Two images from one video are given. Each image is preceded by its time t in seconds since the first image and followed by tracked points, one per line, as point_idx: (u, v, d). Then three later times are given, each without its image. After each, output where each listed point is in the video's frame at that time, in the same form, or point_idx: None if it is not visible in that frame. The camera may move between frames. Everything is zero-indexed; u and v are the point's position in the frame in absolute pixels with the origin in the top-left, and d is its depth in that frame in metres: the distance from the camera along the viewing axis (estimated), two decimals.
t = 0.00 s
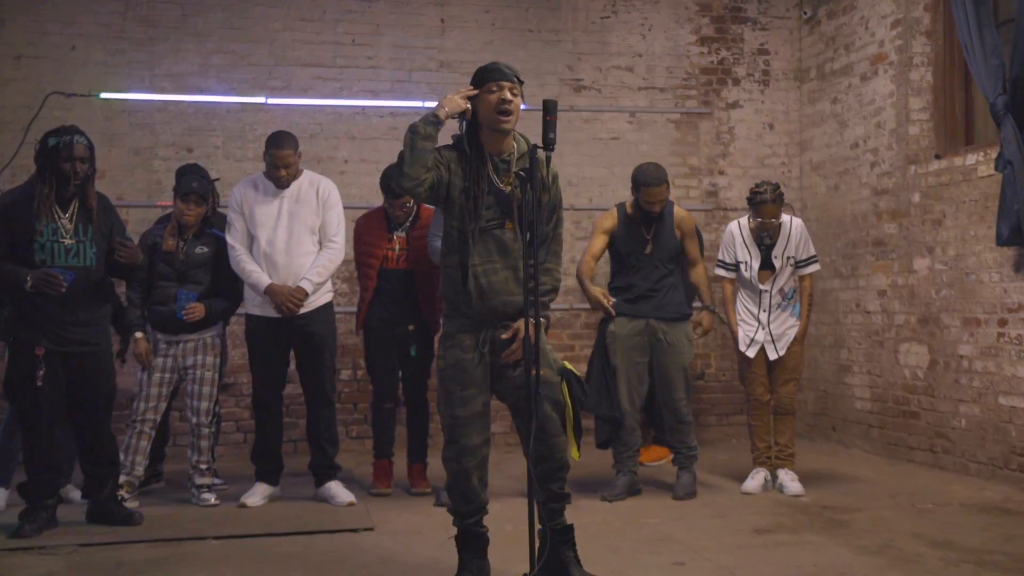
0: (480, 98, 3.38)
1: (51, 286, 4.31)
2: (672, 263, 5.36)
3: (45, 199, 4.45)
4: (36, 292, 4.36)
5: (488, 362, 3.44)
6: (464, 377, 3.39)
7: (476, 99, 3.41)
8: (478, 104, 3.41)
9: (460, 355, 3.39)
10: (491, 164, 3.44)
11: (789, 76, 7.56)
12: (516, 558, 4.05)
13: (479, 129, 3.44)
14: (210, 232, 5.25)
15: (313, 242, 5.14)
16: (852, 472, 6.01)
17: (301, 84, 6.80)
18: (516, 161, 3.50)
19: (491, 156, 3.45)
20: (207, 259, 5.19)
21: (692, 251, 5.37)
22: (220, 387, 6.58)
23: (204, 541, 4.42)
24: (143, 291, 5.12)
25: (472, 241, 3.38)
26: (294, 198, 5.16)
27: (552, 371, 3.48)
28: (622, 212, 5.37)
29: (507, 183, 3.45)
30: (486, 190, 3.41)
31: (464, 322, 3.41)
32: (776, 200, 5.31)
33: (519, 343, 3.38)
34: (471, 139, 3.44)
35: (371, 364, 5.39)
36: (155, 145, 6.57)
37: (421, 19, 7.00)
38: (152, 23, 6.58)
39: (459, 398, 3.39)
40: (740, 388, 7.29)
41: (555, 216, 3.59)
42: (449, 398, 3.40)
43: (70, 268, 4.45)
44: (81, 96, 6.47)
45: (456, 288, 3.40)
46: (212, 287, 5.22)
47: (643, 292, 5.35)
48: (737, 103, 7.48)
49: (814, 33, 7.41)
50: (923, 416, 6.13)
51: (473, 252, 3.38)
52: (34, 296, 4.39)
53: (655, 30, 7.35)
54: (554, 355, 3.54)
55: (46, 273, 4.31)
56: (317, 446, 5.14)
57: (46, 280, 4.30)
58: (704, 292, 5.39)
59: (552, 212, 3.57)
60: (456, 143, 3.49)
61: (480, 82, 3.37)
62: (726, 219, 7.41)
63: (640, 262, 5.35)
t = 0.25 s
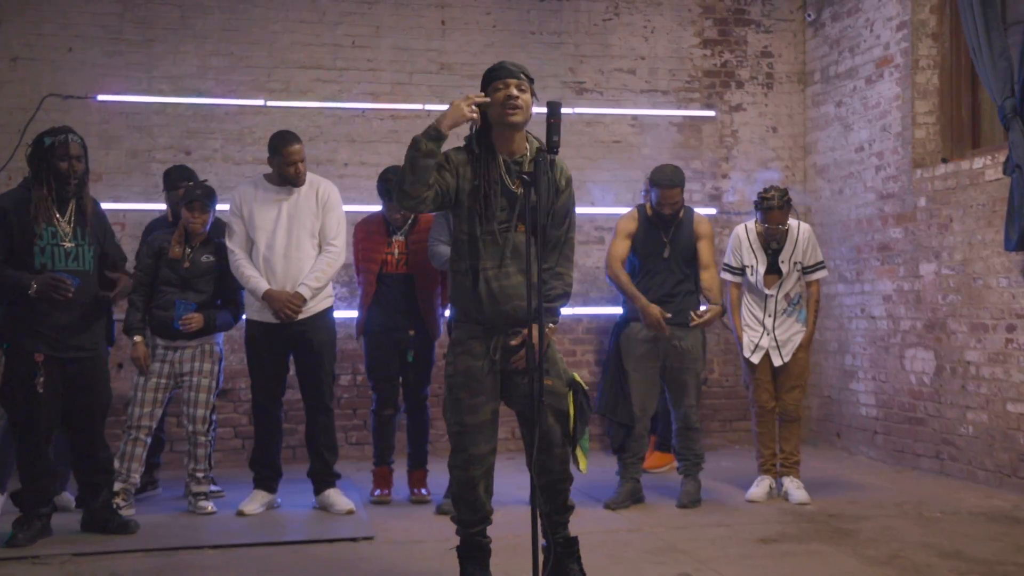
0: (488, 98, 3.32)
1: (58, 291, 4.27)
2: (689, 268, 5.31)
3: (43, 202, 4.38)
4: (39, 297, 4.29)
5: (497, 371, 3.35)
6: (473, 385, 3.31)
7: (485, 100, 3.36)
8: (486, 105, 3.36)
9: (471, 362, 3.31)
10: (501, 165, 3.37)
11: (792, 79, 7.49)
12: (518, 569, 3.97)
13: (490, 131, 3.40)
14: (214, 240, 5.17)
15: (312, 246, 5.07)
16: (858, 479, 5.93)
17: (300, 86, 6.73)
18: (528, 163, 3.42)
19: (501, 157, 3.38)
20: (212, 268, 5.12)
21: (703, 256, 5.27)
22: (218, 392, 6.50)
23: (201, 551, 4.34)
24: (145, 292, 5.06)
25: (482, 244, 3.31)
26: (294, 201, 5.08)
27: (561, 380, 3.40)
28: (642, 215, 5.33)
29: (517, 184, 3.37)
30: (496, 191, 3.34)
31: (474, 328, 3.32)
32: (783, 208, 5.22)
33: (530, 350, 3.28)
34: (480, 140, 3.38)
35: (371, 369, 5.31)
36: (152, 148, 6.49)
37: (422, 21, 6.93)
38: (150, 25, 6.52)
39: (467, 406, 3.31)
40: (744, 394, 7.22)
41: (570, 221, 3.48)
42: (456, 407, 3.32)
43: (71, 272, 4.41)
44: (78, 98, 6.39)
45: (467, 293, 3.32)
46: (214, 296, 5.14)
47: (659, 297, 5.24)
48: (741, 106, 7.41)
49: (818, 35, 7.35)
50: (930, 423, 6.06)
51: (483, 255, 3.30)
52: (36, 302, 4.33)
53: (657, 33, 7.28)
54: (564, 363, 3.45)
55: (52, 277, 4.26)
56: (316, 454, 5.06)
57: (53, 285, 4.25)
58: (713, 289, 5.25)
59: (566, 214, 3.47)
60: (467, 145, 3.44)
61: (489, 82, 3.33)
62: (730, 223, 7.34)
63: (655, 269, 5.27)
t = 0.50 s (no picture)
0: (505, 96, 3.22)
1: (61, 293, 4.15)
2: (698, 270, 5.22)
3: (40, 204, 4.30)
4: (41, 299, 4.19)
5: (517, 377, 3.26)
6: (488, 390, 3.22)
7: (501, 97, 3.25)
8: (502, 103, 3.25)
9: (490, 366, 3.22)
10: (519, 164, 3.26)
11: (795, 78, 7.42)
12: None
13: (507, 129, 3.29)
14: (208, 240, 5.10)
15: (308, 249, 4.99)
16: (864, 483, 5.85)
17: (297, 86, 6.65)
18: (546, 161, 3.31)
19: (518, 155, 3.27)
20: (207, 268, 5.05)
21: (708, 257, 5.15)
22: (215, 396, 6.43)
23: (196, 559, 4.26)
24: (139, 291, 5.00)
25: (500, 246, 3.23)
26: (291, 203, 5.00)
27: (580, 389, 3.30)
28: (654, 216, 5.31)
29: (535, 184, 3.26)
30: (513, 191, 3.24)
31: (494, 331, 3.23)
32: (787, 199, 5.17)
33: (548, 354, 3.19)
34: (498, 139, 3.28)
35: (370, 373, 5.23)
36: (148, 149, 6.42)
37: (420, 21, 6.86)
38: (145, 25, 6.44)
39: (482, 410, 3.22)
40: (747, 397, 7.14)
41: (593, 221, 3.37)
42: (471, 409, 3.23)
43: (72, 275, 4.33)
44: (72, 99, 6.32)
45: (487, 296, 3.21)
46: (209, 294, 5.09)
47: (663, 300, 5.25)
48: (743, 105, 7.33)
49: (821, 34, 7.27)
50: (936, 426, 5.98)
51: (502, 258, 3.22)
52: (37, 305, 4.24)
53: (658, 31, 7.21)
54: (583, 371, 3.36)
55: (55, 279, 4.16)
56: (313, 459, 4.99)
57: (56, 288, 4.15)
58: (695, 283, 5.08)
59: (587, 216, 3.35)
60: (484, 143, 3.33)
61: (504, 81, 3.23)
62: (732, 224, 7.27)
63: (666, 270, 5.24)
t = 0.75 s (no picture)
0: (520, 97, 3.11)
1: (54, 296, 4.13)
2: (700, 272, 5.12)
3: (34, 205, 4.22)
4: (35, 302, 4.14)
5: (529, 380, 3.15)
6: (497, 392, 3.14)
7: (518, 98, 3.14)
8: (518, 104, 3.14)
9: (499, 368, 3.14)
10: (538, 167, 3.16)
11: (797, 76, 7.34)
12: None
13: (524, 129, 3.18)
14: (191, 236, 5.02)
15: (301, 250, 4.91)
16: (868, 486, 5.77)
17: (294, 84, 6.57)
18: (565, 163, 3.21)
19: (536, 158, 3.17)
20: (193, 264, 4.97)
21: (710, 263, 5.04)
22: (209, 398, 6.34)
23: (188, 565, 4.18)
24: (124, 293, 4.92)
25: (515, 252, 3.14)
26: (283, 202, 4.91)
27: (594, 394, 3.18)
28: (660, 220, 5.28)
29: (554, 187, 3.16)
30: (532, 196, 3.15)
31: (507, 334, 3.14)
32: (792, 204, 5.06)
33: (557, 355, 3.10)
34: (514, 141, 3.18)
35: (366, 375, 5.15)
36: (142, 148, 6.33)
37: (418, 18, 6.77)
38: (139, 22, 6.36)
39: (490, 412, 3.13)
40: (749, 399, 7.06)
41: (613, 220, 3.27)
42: (479, 411, 3.15)
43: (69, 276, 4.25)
44: (65, 97, 6.23)
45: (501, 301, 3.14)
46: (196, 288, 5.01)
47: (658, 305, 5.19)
48: (745, 104, 7.25)
49: (824, 31, 7.19)
50: (941, 428, 5.90)
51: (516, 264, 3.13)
52: (33, 306, 4.16)
53: (659, 29, 7.12)
54: (598, 375, 3.23)
55: (47, 282, 4.13)
56: (309, 462, 4.90)
57: (50, 291, 4.12)
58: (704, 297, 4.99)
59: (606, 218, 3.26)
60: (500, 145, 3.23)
61: (521, 79, 3.11)
62: (733, 224, 7.18)
63: (668, 271, 5.17)
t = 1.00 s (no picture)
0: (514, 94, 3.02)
1: (32, 299, 3.93)
2: (696, 272, 4.99)
3: (25, 207, 4.13)
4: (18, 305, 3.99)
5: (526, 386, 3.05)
6: (492, 399, 3.03)
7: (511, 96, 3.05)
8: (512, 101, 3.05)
9: (494, 374, 3.04)
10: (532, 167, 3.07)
11: (800, 74, 7.23)
12: None
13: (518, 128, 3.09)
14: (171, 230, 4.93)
15: (294, 250, 4.80)
16: (873, 492, 5.66)
17: (289, 82, 6.46)
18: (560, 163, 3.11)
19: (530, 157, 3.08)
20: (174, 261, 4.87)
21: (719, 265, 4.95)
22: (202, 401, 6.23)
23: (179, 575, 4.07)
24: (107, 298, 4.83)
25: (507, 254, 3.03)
26: (274, 202, 4.80)
27: (593, 399, 3.06)
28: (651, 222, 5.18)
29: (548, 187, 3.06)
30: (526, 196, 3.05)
31: (502, 338, 3.05)
32: (798, 197, 4.97)
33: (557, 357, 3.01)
34: (507, 140, 3.09)
35: (362, 379, 5.04)
36: (135, 147, 6.22)
37: (415, 15, 6.67)
38: (131, 19, 6.25)
39: (484, 419, 3.03)
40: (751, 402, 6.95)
41: (613, 221, 3.17)
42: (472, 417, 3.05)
43: (61, 279, 4.12)
44: (56, 96, 6.12)
45: (493, 306, 3.04)
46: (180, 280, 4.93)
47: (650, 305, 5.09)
48: (747, 102, 7.14)
49: (827, 29, 7.08)
50: (947, 432, 5.79)
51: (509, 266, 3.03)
52: (20, 310, 4.04)
53: (660, 27, 7.02)
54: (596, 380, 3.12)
55: (26, 286, 3.94)
56: (303, 468, 4.79)
57: (29, 296, 3.93)
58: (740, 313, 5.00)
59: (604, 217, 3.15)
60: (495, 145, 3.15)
61: (514, 76, 3.02)
62: (736, 224, 7.08)
63: (659, 272, 5.06)
